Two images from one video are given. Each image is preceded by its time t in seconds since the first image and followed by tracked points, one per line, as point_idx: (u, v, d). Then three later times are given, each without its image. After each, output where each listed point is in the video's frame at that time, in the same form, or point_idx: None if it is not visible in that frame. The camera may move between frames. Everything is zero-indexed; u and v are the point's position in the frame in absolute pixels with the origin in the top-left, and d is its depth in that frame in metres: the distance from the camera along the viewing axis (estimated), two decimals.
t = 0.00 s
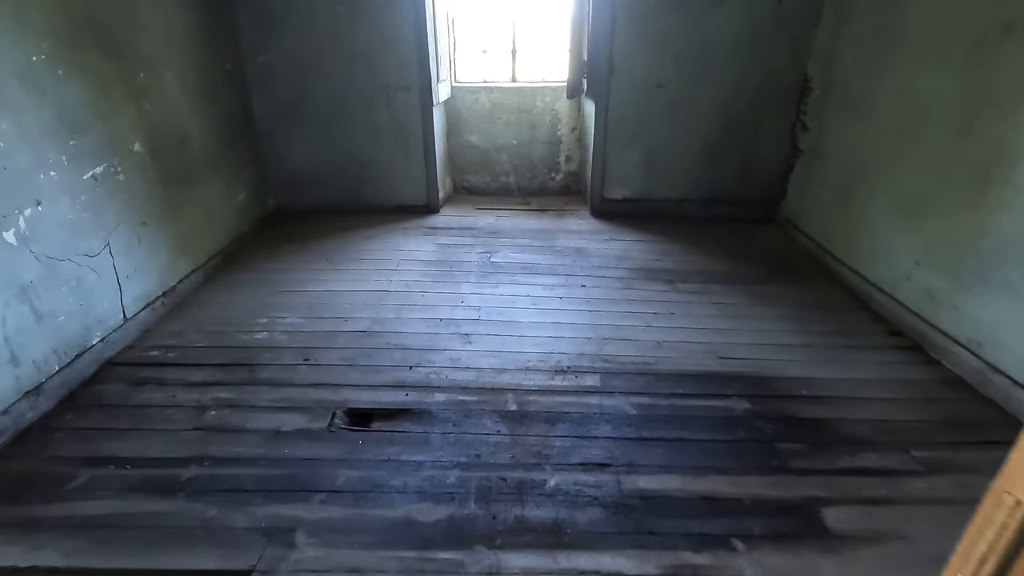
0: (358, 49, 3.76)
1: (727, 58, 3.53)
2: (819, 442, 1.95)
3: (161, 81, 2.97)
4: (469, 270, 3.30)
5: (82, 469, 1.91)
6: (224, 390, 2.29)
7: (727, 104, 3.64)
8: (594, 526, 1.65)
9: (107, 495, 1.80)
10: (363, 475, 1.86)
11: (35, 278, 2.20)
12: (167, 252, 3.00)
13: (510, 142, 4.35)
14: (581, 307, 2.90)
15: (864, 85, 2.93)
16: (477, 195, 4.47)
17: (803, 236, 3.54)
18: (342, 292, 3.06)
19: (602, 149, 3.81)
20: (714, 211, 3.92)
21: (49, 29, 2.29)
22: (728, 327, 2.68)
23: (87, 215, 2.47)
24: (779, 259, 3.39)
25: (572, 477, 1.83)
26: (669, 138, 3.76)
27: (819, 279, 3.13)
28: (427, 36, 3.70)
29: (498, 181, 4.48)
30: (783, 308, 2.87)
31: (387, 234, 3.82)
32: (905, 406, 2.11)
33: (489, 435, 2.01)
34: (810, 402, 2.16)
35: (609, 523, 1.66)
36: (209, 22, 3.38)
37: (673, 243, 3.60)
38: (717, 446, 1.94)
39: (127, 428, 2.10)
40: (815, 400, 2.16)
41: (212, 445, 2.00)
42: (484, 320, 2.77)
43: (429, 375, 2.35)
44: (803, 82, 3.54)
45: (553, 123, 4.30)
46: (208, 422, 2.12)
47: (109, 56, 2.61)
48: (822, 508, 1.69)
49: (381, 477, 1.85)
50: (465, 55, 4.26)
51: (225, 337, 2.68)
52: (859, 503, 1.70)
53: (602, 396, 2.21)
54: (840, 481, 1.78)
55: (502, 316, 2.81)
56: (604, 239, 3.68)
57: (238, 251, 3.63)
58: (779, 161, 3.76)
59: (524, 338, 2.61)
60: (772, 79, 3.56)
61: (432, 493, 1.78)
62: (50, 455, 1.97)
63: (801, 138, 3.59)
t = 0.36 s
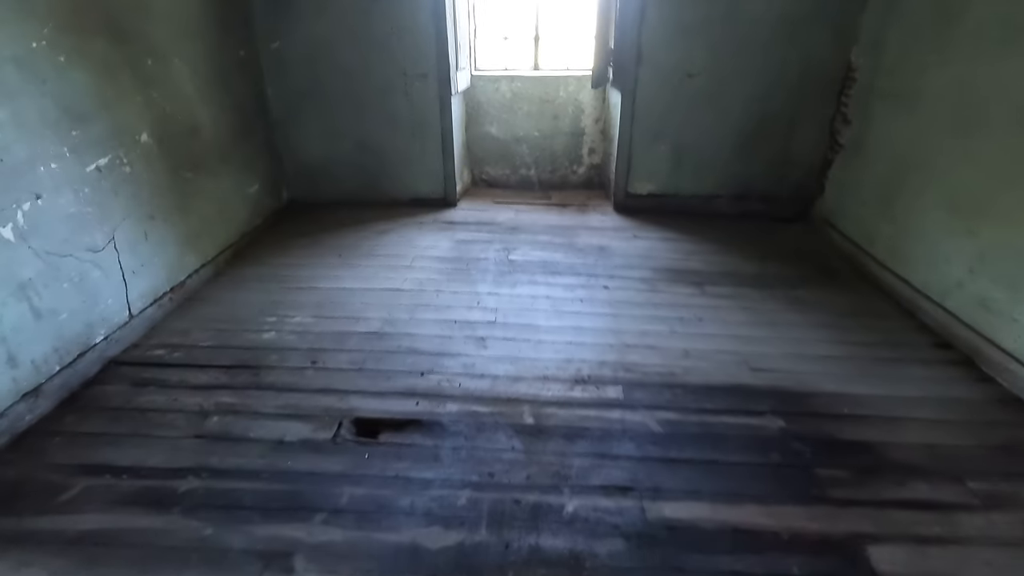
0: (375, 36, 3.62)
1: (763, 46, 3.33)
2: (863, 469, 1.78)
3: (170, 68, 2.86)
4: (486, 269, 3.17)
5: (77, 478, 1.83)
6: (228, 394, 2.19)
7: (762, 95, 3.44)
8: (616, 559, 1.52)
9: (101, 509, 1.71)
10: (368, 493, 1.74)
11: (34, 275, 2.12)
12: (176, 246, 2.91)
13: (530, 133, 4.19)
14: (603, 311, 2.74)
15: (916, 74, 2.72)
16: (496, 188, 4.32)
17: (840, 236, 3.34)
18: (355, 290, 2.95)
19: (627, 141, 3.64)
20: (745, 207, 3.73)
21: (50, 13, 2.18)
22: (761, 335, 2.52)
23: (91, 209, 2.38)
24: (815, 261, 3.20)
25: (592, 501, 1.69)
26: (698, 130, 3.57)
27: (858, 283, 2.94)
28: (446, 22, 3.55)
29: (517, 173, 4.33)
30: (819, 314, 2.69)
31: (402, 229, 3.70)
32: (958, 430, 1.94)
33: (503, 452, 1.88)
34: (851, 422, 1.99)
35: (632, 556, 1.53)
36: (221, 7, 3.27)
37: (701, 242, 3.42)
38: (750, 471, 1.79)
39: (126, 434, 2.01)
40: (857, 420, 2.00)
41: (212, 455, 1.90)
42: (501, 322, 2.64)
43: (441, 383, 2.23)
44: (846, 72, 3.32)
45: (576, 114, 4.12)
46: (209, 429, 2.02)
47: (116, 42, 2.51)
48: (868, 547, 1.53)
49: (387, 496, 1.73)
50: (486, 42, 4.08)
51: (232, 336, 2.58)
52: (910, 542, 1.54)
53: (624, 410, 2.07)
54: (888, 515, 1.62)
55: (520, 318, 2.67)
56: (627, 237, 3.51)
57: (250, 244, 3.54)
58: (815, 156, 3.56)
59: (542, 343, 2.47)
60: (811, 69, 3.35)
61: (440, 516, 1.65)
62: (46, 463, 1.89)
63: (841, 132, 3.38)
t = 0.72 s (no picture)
0: (391, 30, 3.51)
1: (798, 42, 3.15)
2: (904, 506, 1.64)
3: (181, 63, 2.79)
4: (501, 273, 3.05)
5: (70, 492, 1.75)
6: (230, 405, 2.11)
7: (795, 94, 3.27)
8: None
9: (92, 528, 1.64)
10: (370, 518, 1.64)
11: (33, 278, 2.05)
12: (184, 246, 2.84)
13: (550, 130, 4.05)
14: (623, 321, 2.61)
15: (970, 73, 2.54)
16: (513, 187, 4.19)
17: (877, 244, 3.16)
18: (365, 294, 2.85)
19: (651, 140, 3.49)
20: (773, 211, 3.56)
21: (52, 6, 2.11)
22: (790, 353, 2.37)
23: (94, 209, 2.32)
24: (849, 272, 3.03)
25: (608, 535, 1.57)
26: (726, 130, 3.41)
27: (897, 297, 2.78)
28: (464, 14, 3.43)
29: (536, 172, 4.19)
30: (855, 331, 2.53)
31: (416, 229, 3.60)
32: (1009, 464, 1.78)
33: (514, 476, 1.77)
34: (890, 452, 1.85)
35: None
36: None
37: (727, 248, 3.27)
38: (780, 506, 1.66)
39: (123, 445, 1.93)
40: (897, 451, 1.85)
41: (209, 471, 1.82)
42: (515, 332, 2.52)
43: (451, 397, 2.12)
44: (888, 70, 3.14)
45: (598, 111, 3.97)
46: (208, 442, 1.93)
47: (122, 36, 2.44)
48: None
49: (389, 522, 1.63)
50: (506, 35, 3.95)
51: (238, 341, 2.50)
52: None
53: (644, 432, 1.94)
54: (933, 561, 1.48)
55: (535, 328, 2.55)
56: (649, 241, 3.37)
57: (261, 243, 3.47)
58: (851, 159, 3.38)
59: (558, 356, 2.35)
60: (849, 66, 3.17)
61: (445, 547, 1.55)
62: (40, 475, 1.82)
63: (881, 133, 3.19)
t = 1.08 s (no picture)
0: (407, 24, 3.46)
1: (826, 37, 3.05)
2: (940, 528, 1.58)
3: (195, 59, 2.76)
4: (516, 273, 2.99)
5: (81, 496, 1.73)
6: (242, 407, 2.08)
7: (822, 91, 3.17)
8: None
9: (102, 534, 1.61)
10: (383, 529, 1.60)
11: (45, 278, 2.03)
12: (198, 244, 2.82)
13: (567, 127, 3.97)
14: (642, 325, 2.55)
15: (1009, 71, 2.44)
16: (529, 185, 4.13)
17: (905, 247, 3.07)
18: (379, 294, 2.81)
19: (672, 138, 3.41)
20: (796, 212, 3.47)
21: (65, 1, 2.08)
22: (817, 361, 2.29)
23: (107, 208, 2.29)
24: (876, 275, 2.94)
25: (628, 552, 1.52)
26: (750, 127, 3.32)
27: (927, 303, 2.69)
28: (481, 8, 3.36)
29: (552, 170, 4.12)
30: (884, 338, 2.45)
31: (431, 227, 3.55)
32: None
33: (530, 487, 1.72)
34: (922, 469, 1.78)
35: None
36: None
37: (748, 250, 3.19)
38: (809, 525, 1.59)
39: (135, 448, 1.91)
40: (930, 467, 1.77)
41: (221, 476, 1.79)
42: (531, 335, 2.47)
43: (465, 403, 2.07)
44: (919, 67, 3.03)
45: (616, 107, 3.89)
46: (220, 446, 1.90)
47: (137, 32, 2.40)
48: None
49: (403, 534, 1.59)
50: (523, 30, 3.88)
51: (250, 341, 2.47)
52: None
53: (664, 443, 1.88)
54: None
55: (552, 331, 2.50)
56: (668, 242, 3.29)
57: (276, 240, 3.44)
58: (879, 158, 3.28)
59: (575, 361, 2.29)
60: (879, 62, 3.07)
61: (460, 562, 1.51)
62: (51, 477, 1.80)
63: (912, 132, 3.09)
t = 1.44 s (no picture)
0: (418, 25, 3.39)
1: (847, 37, 2.98)
2: (981, 555, 1.52)
3: (202, 60, 2.69)
4: (530, 280, 2.93)
5: (86, 517, 1.67)
6: (251, 421, 2.01)
7: (842, 94, 3.10)
8: None
9: (108, 557, 1.55)
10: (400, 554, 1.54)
11: (49, 288, 1.97)
12: (205, 250, 2.75)
13: (578, 129, 3.90)
14: (660, 335, 2.48)
15: None
16: (540, 188, 4.06)
17: (927, 253, 2.99)
18: (390, 302, 2.74)
19: (687, 141, 3.34)
20: (814, 216, 3.39)
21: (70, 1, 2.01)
22: (841, 375, 2.23)
23: (113, 214, 2.23)
24: (898, 282, 2.87)
25: None
26: (767, 130, 3.25)
27: (952, 313, 2.62)
28: (493, 8, 3.29)
29: (563, 172, 4.05)
30: (910, 350, 2.38)
31: (441, 232, 3.48)
32: None
33: (552, 508, 1.66)
34: (959, 490, 1.71)
35: None
36: None
37: (766, 256, 3.12)
38: (844, 551, 1.53)
39: (142, 465, 1.84)
40: (968, 490, 1.70)
41: (231, 496, 1.73)
42: (547, 346, 2.40)
43: (482, 417, 2.00)
44: (943, 69, 2.96)
45: (629, 109, 3.82)
46: (229, 463, 1.84)
47: (143, 34, 2.34)
48: None
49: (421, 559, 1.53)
50: (535, 30, 3.81)
51: (259, 351, 2.40)
52: None
53: (689, 461, 1.82)
54: None
55: (568, 341, 2.43)
56: (683, 248, 3.22)
57: (283, 245, 3.38)
58: (900, 162, 3.20)
59: (594, 373, 2.23)
60: (901, 63, 2.99)
61: None
62: (55, 496, 1.74)
63: (934, 136, 3.02)
